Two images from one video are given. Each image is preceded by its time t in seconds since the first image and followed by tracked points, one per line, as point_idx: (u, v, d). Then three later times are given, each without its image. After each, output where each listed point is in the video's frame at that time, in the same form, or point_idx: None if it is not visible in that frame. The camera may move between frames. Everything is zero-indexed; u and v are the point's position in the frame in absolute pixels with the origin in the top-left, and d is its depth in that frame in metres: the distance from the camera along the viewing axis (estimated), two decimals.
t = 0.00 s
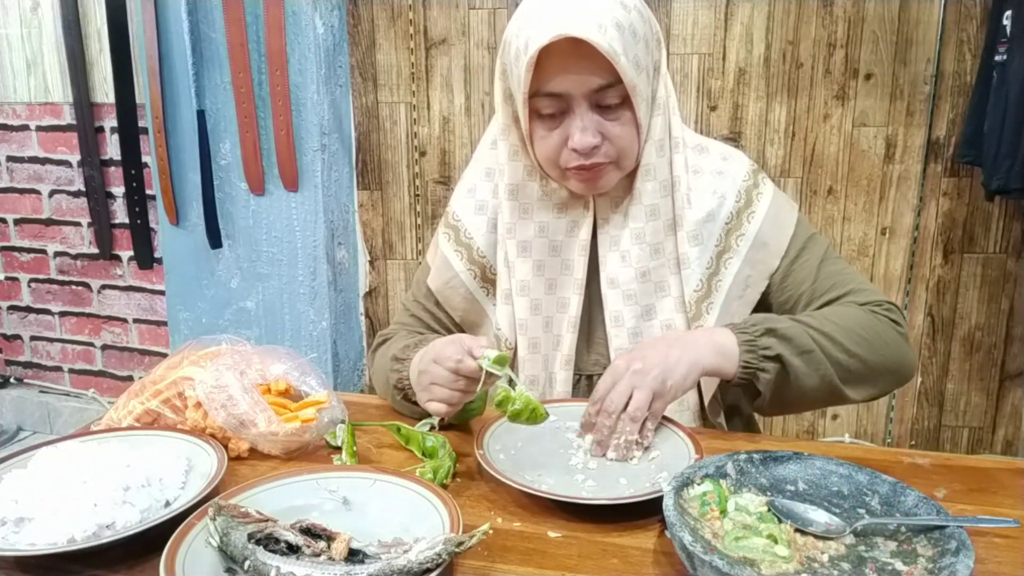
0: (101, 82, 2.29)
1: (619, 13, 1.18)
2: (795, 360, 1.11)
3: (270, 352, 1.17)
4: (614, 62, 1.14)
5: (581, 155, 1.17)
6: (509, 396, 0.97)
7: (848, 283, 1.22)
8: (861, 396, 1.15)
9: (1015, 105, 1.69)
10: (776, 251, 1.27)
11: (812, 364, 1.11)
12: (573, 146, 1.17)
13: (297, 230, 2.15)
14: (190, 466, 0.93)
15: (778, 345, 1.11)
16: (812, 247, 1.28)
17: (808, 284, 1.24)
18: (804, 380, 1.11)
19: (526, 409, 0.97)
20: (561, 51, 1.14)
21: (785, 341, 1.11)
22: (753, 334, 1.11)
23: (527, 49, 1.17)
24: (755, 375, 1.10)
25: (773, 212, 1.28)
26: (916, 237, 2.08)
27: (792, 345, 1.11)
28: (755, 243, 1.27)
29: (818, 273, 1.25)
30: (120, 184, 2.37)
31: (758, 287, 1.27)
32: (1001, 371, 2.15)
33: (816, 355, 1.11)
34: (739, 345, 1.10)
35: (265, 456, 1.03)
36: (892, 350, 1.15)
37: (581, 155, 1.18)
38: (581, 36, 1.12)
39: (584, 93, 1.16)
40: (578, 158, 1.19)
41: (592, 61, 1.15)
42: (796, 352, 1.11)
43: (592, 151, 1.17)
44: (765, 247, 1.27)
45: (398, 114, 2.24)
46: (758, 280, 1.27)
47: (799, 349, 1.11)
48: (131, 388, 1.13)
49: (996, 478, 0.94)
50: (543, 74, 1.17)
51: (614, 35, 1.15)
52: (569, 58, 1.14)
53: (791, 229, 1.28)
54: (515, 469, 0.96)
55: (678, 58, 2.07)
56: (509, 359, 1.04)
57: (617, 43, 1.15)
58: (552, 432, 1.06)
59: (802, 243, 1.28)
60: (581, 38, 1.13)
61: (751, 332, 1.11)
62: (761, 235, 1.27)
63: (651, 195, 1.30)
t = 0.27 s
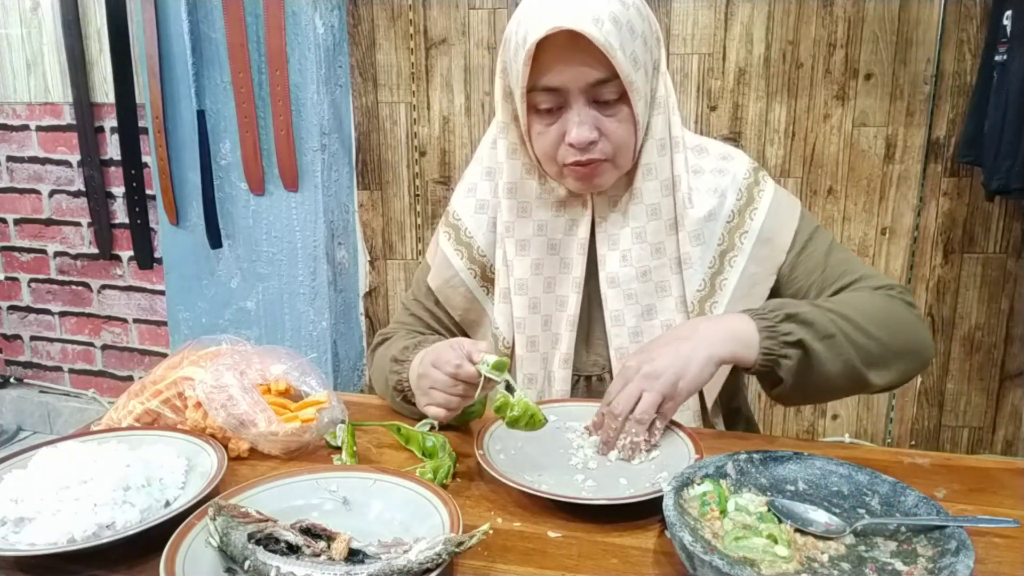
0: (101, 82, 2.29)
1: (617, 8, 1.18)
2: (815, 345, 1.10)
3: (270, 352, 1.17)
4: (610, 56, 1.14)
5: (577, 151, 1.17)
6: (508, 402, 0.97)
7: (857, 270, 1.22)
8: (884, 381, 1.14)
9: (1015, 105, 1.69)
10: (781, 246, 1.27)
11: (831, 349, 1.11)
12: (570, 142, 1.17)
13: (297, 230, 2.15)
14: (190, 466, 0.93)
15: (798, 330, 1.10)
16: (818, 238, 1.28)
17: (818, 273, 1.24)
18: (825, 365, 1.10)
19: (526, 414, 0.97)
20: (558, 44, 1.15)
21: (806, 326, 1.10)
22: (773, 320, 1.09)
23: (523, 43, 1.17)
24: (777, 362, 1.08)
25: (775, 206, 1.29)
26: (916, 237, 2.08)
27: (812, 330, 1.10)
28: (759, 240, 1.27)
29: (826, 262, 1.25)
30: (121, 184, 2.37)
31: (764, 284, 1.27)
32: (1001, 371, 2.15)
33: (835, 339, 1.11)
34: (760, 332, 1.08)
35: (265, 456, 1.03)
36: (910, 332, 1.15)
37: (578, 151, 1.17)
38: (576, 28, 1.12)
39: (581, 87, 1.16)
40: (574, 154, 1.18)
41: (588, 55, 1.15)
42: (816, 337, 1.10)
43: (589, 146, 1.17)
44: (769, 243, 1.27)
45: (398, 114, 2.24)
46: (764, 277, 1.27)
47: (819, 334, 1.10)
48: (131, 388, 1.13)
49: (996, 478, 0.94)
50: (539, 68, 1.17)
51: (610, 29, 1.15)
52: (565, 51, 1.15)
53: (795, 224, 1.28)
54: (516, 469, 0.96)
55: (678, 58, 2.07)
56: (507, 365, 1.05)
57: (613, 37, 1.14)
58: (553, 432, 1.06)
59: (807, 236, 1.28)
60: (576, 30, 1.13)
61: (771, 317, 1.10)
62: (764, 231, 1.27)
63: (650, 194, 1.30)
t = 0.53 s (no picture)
0: (101, 82, 2.29)
1: None
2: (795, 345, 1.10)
3: (270, 352, 1.17)
4: (610, 42, 1.14)
5: (577, 138, 1.17)
6: (499, 405, 0.99)
7: (854, 270, 1.22)
8: (869, 383, 1.13)
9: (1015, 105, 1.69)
10: (779, 245, 1.27)
11: (812, 350, 1.10)
12: (571, 129, 1.16)
13: (297, 230, 2.15)
14: (190, 466, 0.93)
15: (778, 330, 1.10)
16: (815, 239, 1.28)
17: (813, 274, 1.24)
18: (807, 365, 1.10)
19: (517, 416, 0.99)
20: (556, 29, 1.15)
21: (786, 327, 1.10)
22: (752, 318, 1.10)
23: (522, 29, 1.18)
24: (753, 361, 1.08)
25: (769, 205, 1.29)
26: (916, 237, 2.08)
27: (793, 331, 1.10)
28: (756, 239, 1.27)
29: (822, 263, 1.25)
30: (121, 184, 2.37)
31: (762, 285, 1.27)
32: (1000, 371, 2.15)
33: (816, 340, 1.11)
34: (737, 329, 1.09)
35: (264, 456, 1.03)
36: (897, 335, 1.14)
37: (578, 137, 1.17)
38: (574, 12, 1.12)
39: (580, 74, 1.16)
40: (573, 142, 1.18)
41: (588, 41, 1.15)
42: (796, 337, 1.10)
43: (588, 133, 1.17)
44: (766, 243, 1.27)
45: (398, 114, 2.24)
46: (762, 278, 1.27)
47: (800, 334, 1.10)
48: (131, 388, 1.13)
49: (995, 477, 0.94)
50: (538, 55, 1.17)
51: (609, 15, 1.15)
52: (565, 35, 1.15)
53: (793, 223, 1.28)
54: (516, 469, 0.96)
55: (678, 58, 2.07)
56: (500, 367, 1.05)
57: (612, 23, 1.15)
58: (553, 431, 1.06)
59: (804, 236, 1.28)
60: (575, 15, 1.14)
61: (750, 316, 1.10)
62: (762, 230, 1.27)
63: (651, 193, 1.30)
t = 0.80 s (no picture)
0: (101, 82, 2.29)
1: None
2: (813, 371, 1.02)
3: (270, 352, 1.17)
4: (614, 28, 1.14)
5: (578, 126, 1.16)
6: (495, 402, 0.98)
7: (867, 286, 1.17)
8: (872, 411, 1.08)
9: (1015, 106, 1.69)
10: (778, 250, 1.26)
11: (829, 377, 1.03)
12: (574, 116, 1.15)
13: (297, 230, 2.15)
14: (190, 466, 0.93)
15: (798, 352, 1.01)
16: (815, 246, 1.26)
17: (813, 282, 1.21)
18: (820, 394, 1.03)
19: (513, 413, 0.98)
20: (561, 15, 1.15)
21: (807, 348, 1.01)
22: (776, 339, 1.00)
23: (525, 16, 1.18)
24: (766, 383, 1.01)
25: (768, 211, 1.28)
26: (916, 237, 2.08)
27: (814, 355, 1.02)
28: (756, 244, 1.27)
29: (823, 271, 1.22)
30: (120, 184, 2.37)
31: (762, 292, 1.27)
32: (1001, 371, 2.15)
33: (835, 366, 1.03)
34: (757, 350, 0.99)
35: (264, 456, 1.03)
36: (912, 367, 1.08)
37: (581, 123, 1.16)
38: None
39: (583, 61, 1.16)
40: (575, 130, 1.17)
41: (592, 27, 1.15)
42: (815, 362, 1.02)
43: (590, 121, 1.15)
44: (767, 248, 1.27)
45: (398, 114, 2.24)
46: (762, 283, 1.26)
47: (820, 361, 1.02)
48: (131, 388, 1.13)
49: (995, 478, 0.94)
50: (542, 40, 1.17)
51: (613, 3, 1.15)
52: (569, 19, 1.15)
53: (793, 229, 1.27)
54: (516, 469, 0.96)
55: (678, 58, 2.07)
56: (494, 365, 1.05)
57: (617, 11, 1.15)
58: (554, 432, 1.06)
59: (805, 241, 1.27)
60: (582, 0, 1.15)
61: (774, 336, 1.00)
62: (761, 235, 1.27)
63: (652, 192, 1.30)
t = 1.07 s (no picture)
0: (101, 82, 2.29)
1: None
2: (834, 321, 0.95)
3: (270, 352, 1.17)
4: (614, 26, 1.14)
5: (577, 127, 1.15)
6: (490, 399, 0.97)
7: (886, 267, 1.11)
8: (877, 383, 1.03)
9: (1015, 106, 1.69)
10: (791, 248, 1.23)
11: (847, 331, 0.97)
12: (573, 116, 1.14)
13: (297, 230, 2.15)
14: (190, 466, 0.93)
15: (828, 297, 0.94)
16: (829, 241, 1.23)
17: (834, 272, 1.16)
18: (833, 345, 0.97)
19: (509, 410, 0.97)
20: (560, 14, 1.16)
21: (837, 295, 0.95)
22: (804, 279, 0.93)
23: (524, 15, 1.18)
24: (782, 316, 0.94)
25: (778, 211, 1.27)
26: (916, 237, 2.08)
27: (842, 304, 0.95)
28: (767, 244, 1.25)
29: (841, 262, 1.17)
30: (120, 184, 2.37)
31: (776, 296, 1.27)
32: (1001, 371, 2.15)
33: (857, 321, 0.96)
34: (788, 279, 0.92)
35: (264, 456, 1.03)
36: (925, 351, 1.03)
37: (580, 124, 1.15)
38: None
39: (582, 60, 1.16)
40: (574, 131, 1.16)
41: (593, 26, 1.15)
42: (841, 311, 0.95)
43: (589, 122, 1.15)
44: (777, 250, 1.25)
45: (398, 114, 2.24)
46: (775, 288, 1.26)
47: (847, 312, 0.95)
48: (131, 388, 1.13)
49: (995, 478, 0.94)
50: (541, 40, 1.17)
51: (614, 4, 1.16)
52: (569, 18, 1.16)
53: (805, 226, 1.25)
54: (516, 469, 0.96)
55: (678, 58, 2.07)
56: (490, 362, 1.05)
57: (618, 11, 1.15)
58: (555, 432, 1.06)
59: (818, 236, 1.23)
60: None
61: (806, 275, 0.93)
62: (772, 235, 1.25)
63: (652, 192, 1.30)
